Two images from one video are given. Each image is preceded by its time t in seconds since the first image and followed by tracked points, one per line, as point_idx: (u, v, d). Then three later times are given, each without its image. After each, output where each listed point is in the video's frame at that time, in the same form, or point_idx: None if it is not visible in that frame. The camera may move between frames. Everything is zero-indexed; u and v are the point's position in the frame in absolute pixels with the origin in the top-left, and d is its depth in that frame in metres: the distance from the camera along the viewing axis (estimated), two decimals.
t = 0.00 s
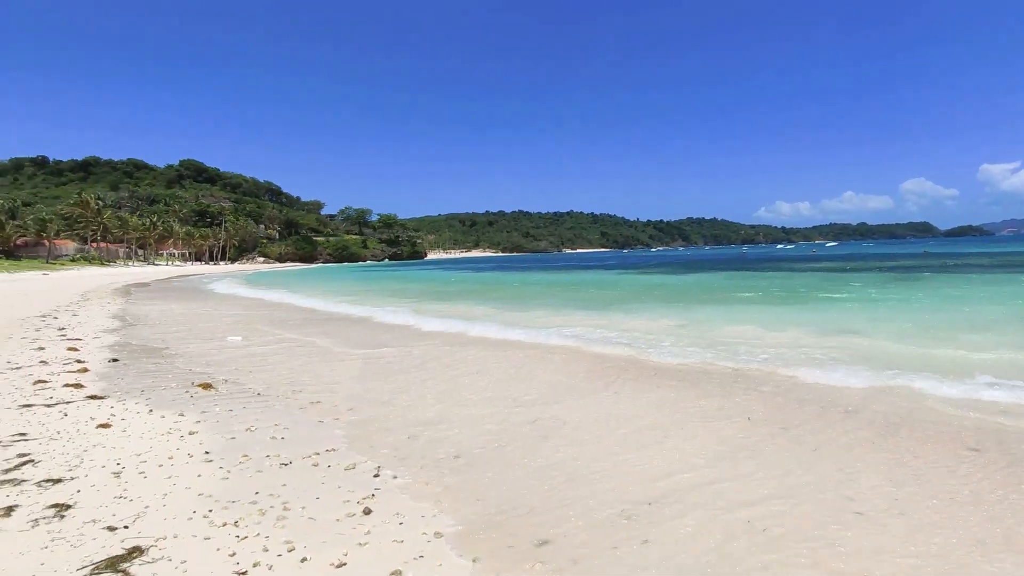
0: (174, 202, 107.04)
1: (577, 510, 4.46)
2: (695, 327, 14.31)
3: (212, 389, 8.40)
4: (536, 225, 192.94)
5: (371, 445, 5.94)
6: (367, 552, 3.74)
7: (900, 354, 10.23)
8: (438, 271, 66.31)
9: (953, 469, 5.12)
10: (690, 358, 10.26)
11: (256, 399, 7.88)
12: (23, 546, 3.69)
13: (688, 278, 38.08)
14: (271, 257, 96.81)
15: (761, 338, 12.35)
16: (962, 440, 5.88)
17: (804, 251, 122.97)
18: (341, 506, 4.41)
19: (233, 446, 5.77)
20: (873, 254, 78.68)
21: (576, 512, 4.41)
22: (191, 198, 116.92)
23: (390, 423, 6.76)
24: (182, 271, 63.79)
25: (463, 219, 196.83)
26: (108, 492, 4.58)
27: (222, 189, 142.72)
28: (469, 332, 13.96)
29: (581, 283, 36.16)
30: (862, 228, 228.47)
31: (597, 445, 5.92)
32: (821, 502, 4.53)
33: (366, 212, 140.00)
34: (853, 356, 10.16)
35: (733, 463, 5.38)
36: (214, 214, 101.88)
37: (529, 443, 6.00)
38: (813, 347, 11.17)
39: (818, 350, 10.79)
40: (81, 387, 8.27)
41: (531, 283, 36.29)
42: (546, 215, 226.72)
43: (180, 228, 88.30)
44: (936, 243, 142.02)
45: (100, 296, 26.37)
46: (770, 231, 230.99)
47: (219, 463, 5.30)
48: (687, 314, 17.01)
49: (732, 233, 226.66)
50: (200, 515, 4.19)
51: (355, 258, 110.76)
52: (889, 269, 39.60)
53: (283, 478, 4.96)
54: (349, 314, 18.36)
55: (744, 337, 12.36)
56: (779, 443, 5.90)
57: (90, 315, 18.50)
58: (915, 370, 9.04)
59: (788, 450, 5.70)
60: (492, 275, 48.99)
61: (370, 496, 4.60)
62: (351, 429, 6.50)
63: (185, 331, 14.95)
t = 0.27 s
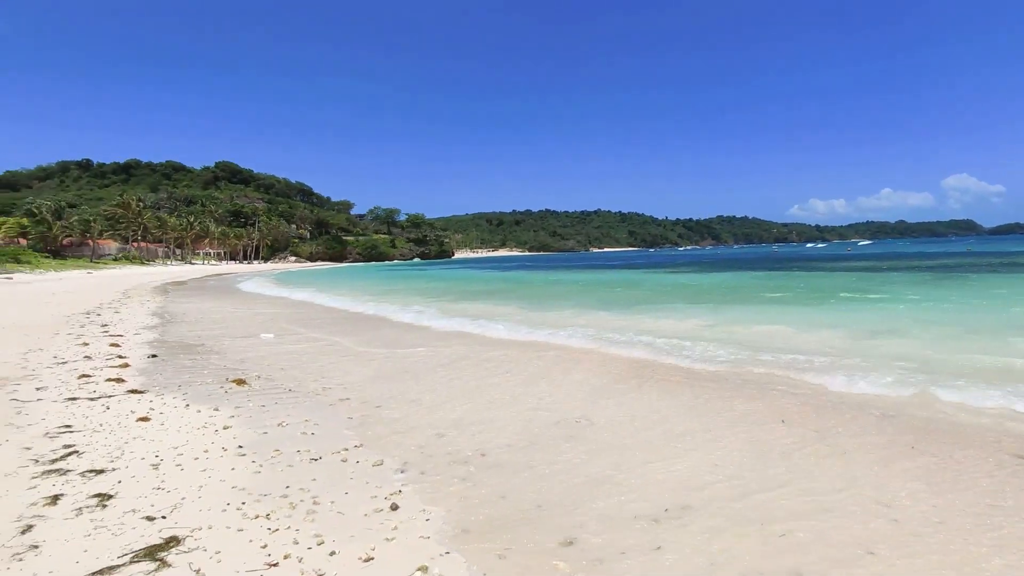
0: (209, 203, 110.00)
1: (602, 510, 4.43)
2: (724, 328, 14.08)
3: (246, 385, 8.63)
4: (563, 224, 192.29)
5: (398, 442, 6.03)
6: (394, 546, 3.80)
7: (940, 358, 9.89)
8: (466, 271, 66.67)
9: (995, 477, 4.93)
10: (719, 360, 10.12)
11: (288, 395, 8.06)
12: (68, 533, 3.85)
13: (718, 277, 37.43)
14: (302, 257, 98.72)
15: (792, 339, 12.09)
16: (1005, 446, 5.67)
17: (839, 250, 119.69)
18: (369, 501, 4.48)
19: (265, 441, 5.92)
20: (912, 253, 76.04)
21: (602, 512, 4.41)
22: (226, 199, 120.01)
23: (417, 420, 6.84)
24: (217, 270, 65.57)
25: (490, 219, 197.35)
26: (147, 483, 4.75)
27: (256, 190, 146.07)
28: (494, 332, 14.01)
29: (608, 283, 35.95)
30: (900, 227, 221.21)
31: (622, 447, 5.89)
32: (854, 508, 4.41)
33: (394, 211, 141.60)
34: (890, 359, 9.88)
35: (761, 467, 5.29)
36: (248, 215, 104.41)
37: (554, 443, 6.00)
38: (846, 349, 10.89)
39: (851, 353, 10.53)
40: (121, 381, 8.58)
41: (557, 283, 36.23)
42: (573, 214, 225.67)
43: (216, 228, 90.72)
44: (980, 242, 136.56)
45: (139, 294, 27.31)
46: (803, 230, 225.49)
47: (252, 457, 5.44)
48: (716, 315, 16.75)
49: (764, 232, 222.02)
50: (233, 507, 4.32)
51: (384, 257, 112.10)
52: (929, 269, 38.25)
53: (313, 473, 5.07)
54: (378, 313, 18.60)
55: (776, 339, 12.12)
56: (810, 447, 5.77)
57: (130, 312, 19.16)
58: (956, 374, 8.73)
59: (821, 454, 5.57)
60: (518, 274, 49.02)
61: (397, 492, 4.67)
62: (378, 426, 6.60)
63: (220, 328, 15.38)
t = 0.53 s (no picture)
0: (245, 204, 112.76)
1: (631, 512, 4.40)
2: (754, 329, 13.82)
3: (279, 382, 8.84)
4: (591, 224, 191.20)
5: (426, 440, 6.10)
6: (422, 544, 3.84)
7: (982, 363, 9.55)
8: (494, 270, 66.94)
9: None
10: (750, 364, 9.95)
11: (319, 392, 8.24)
12: (111, 524, 4.00)
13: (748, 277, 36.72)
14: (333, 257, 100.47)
15: (827, 342, 11.80)
16: None
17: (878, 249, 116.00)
18: (397, 498, 4.55)
19: (297, 437, 6.06)
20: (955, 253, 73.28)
21: (630, 513, 4.38)
22: (260, 200, 122.94)
23: (445, 419, 6.91)
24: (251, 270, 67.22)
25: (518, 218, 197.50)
26: (185, 477, 4.91)
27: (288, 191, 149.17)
28: (522, 333, 14.06)
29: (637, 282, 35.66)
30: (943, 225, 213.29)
31: (652, 449, 5.83)
32: (894, 516, 4.27)
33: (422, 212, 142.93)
34: (928, 363, 9.56)
35: (795, 472, 5.17)
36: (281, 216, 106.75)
37: (582, 443, 6.00)
38: (882, 352, 10.59)
39: (887, 356, 10.22)
40: (162, 378, 8.88)
41: (585, 282, 36.07)
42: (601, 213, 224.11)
43: (250, 228, 92.97)
44: None
45: (178, 293, 28.27)
46: (839, 229, 219.38)
47: (284, 452, 5.57)
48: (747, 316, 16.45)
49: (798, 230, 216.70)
50: (266, 502, 4.43)
51: (413, 257, 113.17)
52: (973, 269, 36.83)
53: (343, 469, 5.17)
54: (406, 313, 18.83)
55: (808, 342, 11.85)
56: (845, 452, 5.63)
57: (170, 310, 19.78)
58: (1002, 380, 8.40)
59: (857, 460, 5.42)
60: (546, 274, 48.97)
61: (425, 490, 4.72)
62: (407, 424, 6.69)
63: (255, 327, 15.78)
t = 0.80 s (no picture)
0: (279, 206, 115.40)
1: (660, 514, 4.36)
2: (789, 331, 13.50)
3: (312, 379, 9.03)
4: (620, 223, 189.64)
5: (455, 438, 6.14)
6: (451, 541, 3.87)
7: None
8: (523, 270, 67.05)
9: None
10: (784, 366, 9.75)
11: (350, 389, 8.38)
12: (153, 514, 4.15)
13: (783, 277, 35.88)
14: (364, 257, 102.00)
15: (865, 345, 11.47)
16: None
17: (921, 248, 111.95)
18: (426, 495, 4.59)
19: (330, 434, 6.18)
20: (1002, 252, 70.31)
21: (660, 515, 4.35)
22: (294, 202, 125.69)
23: (473, 418, 6.96)
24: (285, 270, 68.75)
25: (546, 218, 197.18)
26: (222, 470, 5.05)
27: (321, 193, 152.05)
28: (551, 334, 14.05)
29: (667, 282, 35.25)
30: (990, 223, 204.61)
31: (682, 451, 5.77)
32: (936, 525, 4.13)
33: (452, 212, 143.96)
34: (974, 367, 9.20)
35: (830, 477, 5.05)
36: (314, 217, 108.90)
37: (611, 444, 5.97)
38: (924, 356, 10.24)
39: (930, 360, 9.88)
40: (201, 374, 9.16)
41: (615, 283, 35.83)
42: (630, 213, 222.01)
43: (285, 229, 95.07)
44: None
45: (216, 292, 29.14)
46: (878, 228, 212.54)
47: (317, 448, 5.69)
48: (781, 317, 16.09)
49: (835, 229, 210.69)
50: (300, 496, 4.52)
51: (442, 257, 114.07)
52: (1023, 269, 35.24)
53: (373, 466, 5.24)
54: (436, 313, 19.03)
55: (845, 345, 11.52)
56: (884, 458, 5.46)
57: (208, 309, 20.39)
58: None
59: (897, 467, 5.25)
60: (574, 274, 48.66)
61: (454, 488, 4.76)
62: (436, 422, 6.75)
63: (289, 325, 16.15)
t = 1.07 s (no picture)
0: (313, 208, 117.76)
1: (692, 518, 4.30)
2: (824, 333, 13.17)
3: (344, 377, 9.21)
4: (650, 223, 187.54)
5: (484, 437, 6.19)
6: (481, 539, 3.90)
7: None
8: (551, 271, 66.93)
9: None
10: (820, 369, 9.51)
11: (382, 388, 8.51)
12: (193, 507, 4.29)
13: (819, 277, 34.93)
14: (395, 257, 103.37)
15: (906, 348, 11.09)
16: None
17: (966, 247, 107.63)
18: (456, 494, 4.62)
19: (361, 431, 6.28)
20: None
21: (692, 520, 4.26)
22: (326, 204, 128.14)
23: (502, 418, 6.99)
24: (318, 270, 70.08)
25: (575, 219, 196.26)
26: (259, 465, 5.19)
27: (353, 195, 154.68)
28: (580, 335, 14.00)
29: (698, 282, 34.74)
30: None
31: (714, 454, 5.68)
32: (983, 536, 3.98)
33: (481, 213, 144.77)
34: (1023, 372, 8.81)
35: (869, 484, 4.90)
36: (346, 218, 110.87)
37: (641, 446, 5.92)
38: (970, 359, 9.85)
39: (976, 364, 9.50)
40: (238, 372, 9.42)
41: (645, 283, 35.48)
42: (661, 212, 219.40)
43: (318, 231, 96.96)
44: None
45: (252, 292, 29.92)
46: (921, 227, 205.18)
47: (350, 445, 5.79)
48: (816, 318, 15.69)
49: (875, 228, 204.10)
50: (333, 492, 4.62)
51: (471, 258, 114.68)
52: None
53: (404, 464, 5.31)
54: (465, 313, 19.17)
55: (884, 347, 11.17)
56: (928, 465, 5.28)
57: (245, 309, 20.96)
58: None
59: (941, 475, 5.07)
60: (603, 275, 48.32)
61: (483, 487, 4.78)
62: (466, 421, 6.81)
63: (322, 325, 16.48)
